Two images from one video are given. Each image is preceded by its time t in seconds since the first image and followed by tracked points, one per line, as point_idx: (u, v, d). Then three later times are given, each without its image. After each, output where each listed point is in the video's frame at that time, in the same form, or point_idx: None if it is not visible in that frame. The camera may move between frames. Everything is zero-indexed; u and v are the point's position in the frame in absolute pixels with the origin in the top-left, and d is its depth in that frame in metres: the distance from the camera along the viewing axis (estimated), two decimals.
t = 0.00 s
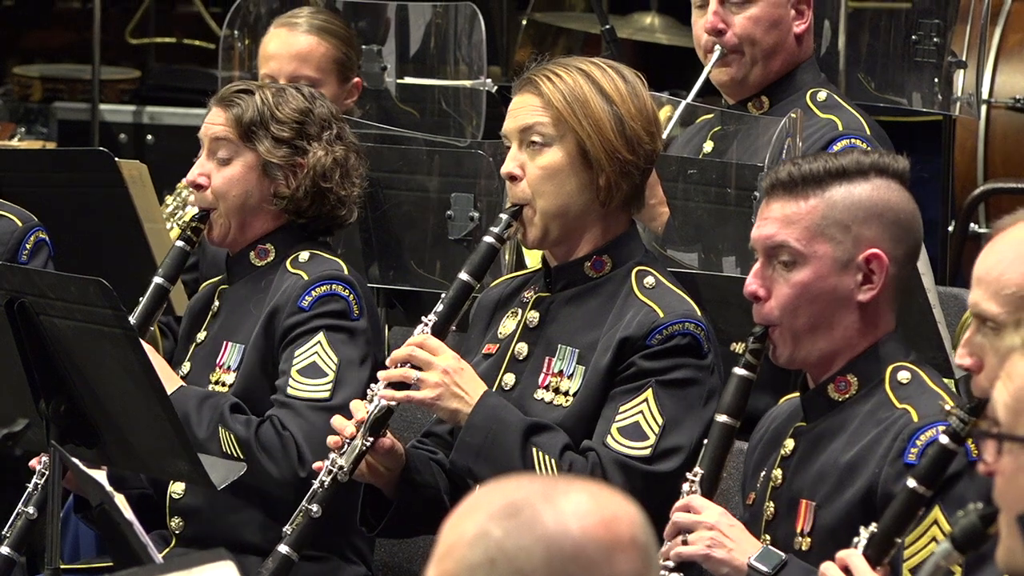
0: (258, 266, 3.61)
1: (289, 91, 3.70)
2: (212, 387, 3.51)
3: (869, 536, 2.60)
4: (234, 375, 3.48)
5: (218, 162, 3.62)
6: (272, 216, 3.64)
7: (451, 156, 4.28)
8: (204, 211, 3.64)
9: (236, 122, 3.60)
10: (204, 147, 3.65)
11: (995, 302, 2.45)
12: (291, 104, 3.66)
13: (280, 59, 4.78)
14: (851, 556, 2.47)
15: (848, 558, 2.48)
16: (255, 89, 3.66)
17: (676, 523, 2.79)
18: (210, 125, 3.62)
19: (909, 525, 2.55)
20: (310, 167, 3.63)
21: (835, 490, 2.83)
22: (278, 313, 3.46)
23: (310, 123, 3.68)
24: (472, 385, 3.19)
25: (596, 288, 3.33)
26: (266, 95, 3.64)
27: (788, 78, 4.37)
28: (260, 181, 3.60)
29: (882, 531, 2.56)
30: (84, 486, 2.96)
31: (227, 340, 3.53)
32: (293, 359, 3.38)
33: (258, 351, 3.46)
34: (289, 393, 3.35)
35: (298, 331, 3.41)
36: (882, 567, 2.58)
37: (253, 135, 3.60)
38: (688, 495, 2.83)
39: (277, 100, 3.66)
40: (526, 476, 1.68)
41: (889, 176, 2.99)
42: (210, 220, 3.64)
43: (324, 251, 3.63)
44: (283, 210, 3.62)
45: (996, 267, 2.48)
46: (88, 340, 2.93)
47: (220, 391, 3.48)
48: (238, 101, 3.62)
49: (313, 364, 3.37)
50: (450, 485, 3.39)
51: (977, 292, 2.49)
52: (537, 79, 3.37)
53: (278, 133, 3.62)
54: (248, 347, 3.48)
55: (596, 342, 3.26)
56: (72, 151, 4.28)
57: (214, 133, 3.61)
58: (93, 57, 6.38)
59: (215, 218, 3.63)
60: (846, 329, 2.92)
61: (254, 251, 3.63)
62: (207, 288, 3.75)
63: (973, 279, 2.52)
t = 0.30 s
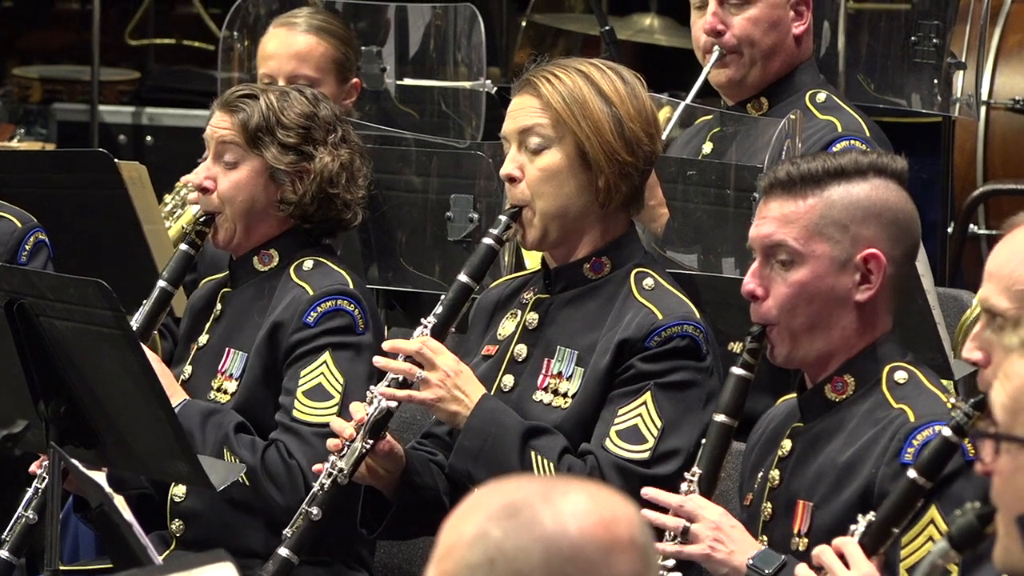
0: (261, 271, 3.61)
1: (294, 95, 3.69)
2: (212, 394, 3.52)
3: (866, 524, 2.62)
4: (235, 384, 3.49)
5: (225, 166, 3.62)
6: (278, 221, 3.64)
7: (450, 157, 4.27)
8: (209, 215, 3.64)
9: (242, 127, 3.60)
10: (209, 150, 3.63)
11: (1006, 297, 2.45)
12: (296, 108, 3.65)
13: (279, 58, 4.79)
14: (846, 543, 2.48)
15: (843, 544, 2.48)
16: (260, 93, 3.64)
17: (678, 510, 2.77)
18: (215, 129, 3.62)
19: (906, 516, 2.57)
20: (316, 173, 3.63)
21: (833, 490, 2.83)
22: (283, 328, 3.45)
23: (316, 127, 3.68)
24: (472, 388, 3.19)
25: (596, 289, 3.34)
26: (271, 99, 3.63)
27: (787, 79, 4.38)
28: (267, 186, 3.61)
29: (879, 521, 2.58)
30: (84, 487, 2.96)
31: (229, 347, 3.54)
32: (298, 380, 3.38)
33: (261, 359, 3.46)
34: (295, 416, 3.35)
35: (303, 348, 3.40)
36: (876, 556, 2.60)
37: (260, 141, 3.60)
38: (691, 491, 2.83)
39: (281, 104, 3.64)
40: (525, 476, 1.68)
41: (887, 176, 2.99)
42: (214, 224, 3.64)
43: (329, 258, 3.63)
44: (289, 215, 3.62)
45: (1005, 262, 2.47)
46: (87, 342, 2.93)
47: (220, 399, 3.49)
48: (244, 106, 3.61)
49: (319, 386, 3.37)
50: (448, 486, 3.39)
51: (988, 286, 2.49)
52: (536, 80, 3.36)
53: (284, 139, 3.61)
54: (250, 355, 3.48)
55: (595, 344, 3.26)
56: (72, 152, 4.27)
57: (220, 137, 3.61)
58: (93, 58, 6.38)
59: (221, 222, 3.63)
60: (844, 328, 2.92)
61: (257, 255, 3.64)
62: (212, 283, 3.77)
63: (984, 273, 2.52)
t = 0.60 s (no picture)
0: (267, 279, 3.62)
1: (303, 102, 3.68)
2: (214, 403, 3.52)
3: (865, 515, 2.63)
4: (238, 395, 3.49)
5: (233, 174, 3.61)
6: (285, 230, 3.64)
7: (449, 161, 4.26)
8: (214, 222, 3.63)
9: (252, 137, 3.58)
10: (217, 157, 3.63)
11: (1016, 296, 2.40)
12: (305, 118, 3.64)
13: (278, 62, 4.77)
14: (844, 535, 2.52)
15: (839, 537, 2.53)
16: (270, 101, 3.64)
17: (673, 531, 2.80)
18: (224, 138, 3.61)
19: (904, 510, 2.58)
20: (325, 185, 3.62)
21: (830, 495, 2.83)
22: (286, 346, 3.46)
23: (326, 137, 3.67)
24: (475, 406, 3.19)
25: (595, 295, 3.34)
26: (281, 108, 3.61)
27: (786, 83, 4.38)
28: (275, 197, 3.60)
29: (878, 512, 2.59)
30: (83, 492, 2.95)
31: (232, 356, 3.55)
32: (304, 401, 3.38)
33: (264, 376, 3.46)
34: (300, 440, 3.35)
35: (308, 368, 3.40)
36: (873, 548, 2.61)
37: (269, 152, 3.59)
38: (690, 501, 2.83)
39: (290, 113, 3.63)
40: (523, 481, 1.68)
41: (884, 179, 2.99)
42: (221, 231, 3.64)
43: (338, 271, 3.63)
44: (296, 227, 3.61)
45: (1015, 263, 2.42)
46: (86, 346, 2.93)
47: (222, 409, 3.49)
48: (253, 115, 3.60)
49: (324, 409, 3.37)
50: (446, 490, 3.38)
51: (1000, 285, 2.45)
52: (525, 89, 3.36)
53: (295, 151, 3.61)
54: (254, 367, 3.48)
55: (593, 350, 3.27)
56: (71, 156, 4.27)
57: (229, 146, 3.60)
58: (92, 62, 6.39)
59: (228, 229, 3.63)
60: (841, 331, 2.92)
61: (262, 264, 3.64)
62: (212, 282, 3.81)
63: (998, 269, 2.47)
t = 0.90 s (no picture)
0: (270, 289, 3.62)
1: (308, 112, 3.66)
2: (214, 413, 3.53)
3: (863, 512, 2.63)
4: (239, 406, 3.50)
5: (239, 185, 3.58)
6: (289, 241, 3.63)
7: (446, 168, 4.26)
8: (219, 232, 3.61)
9: (257, 149, 3.56)
10: (222, 168, 3.61)
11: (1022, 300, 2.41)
12: (310, 130, 3.62)
13: (274, 70, 4.78)
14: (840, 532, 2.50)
15: (836, 534, 2.51)
16: (275, 112, 3.62)
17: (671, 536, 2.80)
18: (229, 149, 3.59)
19: (904, 508, 2.58)
20: (331, 198, 3.61)
21: (827, 500, 2.83)
22: (289, 358, 3.46)
23: (332, 150, 3.65)
24: (471, 423, 3.18)
25: (584, 302, 3.34)
26: (288, 120, 3.60)
27: (783, 90, 4.38)
28: (281, 210, 3.58)
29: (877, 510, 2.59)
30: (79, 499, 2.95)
31: (233, 367, 3.56)
32: (304, 413, 3.39)
33: (264, 389, 3.46)
34: (299, 451, 3.35)
35: (310, 381, 3.40)
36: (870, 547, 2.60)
37: (276, 165, 3.58)
38: (687, 506, 2.83)
39: (297, 124, 3.61)
40: (519, 488, 1.68)
41: (880, 186, 2.99)
42: (224, 242, 3.62)
43: (343, 284, 3.62)
44: (302, 239, 3.60)
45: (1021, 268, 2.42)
46: (83, 353, 2.92)
47: (223, 420, 3.51)
48: (260, 127, 3.58)
49: (325, 421, 3.38)
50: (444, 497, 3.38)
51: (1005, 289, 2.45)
52: (502, 101, 3.35)
53: (301, 163, 3.59)
54: (255, 380, 3.49)
55: (585, 358, 3.27)
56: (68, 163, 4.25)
57: (233, 158, 3.57)
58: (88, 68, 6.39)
59: (232, 240, 3.61)
60: (837, 337, 2.92)
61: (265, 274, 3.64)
62: (214, 284, 3.82)
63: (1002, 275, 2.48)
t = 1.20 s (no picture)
0: (273, 295, 3.61)
1: (315, 119, 3.66)
2: (218, 419, 3.54)
3: (870, 516, 2.63)
4: (242, 413, 3.51)
5: (245, 192, 3.59)
6: (294, 247, 3.62)
7: (447, 171, 4.26)
8: (223, 239, 3.61)
9: (264, 157, 3.56)
10: (228, 175, 3.61)
11: None
12: (317, 138, 3.62)
13: (274, 72, 4.77)
14: (847, 534, 2.53)
15: (843, 536, 2.54)
16: (281, 119, 3.62)
17: (670, 539, 2.79)
18: (235, 155, 3.59)
19: (910, 510, 2.57)
20: (337, 206, 3.61)
21: (827, 502, 2.82)
22: (293, 366, 3.45)
23: (338, 158, 3.65)
24: (465, 432, 3.19)
25: (570, 307, 3.34)
26: (293, 127, 3.60)
27: (783, 92, 4.38)
28: (287, 217, 3.58)
29: (883, 513, 2.59)
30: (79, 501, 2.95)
31: (236, 373, 3.56)
32: (307, 421, 3.39)
33: (268, 395, 3.47)
34: (302, 459, 3.35)
35: (314, 390, 3.40)
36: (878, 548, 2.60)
37: (282, 173, 3.57)
38: (684, 510, 2.83)
39: (303, 132, 3.62)
40: (518, 489, 1.68)
41: (880, 188, 2.99)
42: (230, 249, 3.63)
43: (348, 292, 3.62)
44: (308, 247, 3.60)
45: None
46: (83, 355, 2.92)
47: (226, 427, 3.51)
48: (266, 135, 3.58)
49: (327, 429, 3.38)
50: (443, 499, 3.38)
51: (1008, 292, 2.46)
52: (479, 111, 3.35)
53: (307, 171, 3.59)
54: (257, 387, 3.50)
55: (575, 362, 3.26)
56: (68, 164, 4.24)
57: (240, 163, 3.58)
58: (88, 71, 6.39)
59: (238, 247, 3.62)
60: (837, 338, 2.92)
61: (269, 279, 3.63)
62: (220, 283, 3.82)
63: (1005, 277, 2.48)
